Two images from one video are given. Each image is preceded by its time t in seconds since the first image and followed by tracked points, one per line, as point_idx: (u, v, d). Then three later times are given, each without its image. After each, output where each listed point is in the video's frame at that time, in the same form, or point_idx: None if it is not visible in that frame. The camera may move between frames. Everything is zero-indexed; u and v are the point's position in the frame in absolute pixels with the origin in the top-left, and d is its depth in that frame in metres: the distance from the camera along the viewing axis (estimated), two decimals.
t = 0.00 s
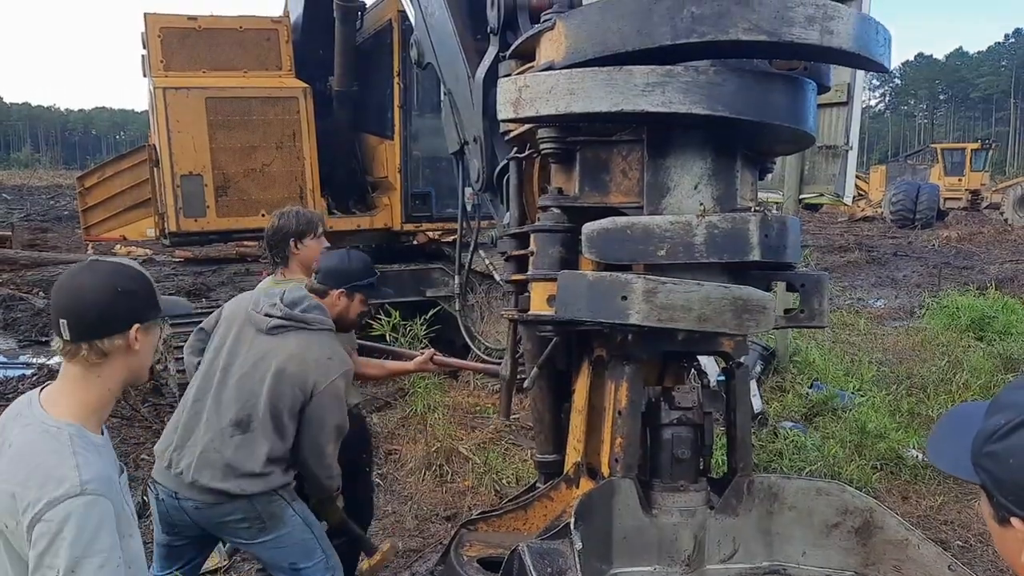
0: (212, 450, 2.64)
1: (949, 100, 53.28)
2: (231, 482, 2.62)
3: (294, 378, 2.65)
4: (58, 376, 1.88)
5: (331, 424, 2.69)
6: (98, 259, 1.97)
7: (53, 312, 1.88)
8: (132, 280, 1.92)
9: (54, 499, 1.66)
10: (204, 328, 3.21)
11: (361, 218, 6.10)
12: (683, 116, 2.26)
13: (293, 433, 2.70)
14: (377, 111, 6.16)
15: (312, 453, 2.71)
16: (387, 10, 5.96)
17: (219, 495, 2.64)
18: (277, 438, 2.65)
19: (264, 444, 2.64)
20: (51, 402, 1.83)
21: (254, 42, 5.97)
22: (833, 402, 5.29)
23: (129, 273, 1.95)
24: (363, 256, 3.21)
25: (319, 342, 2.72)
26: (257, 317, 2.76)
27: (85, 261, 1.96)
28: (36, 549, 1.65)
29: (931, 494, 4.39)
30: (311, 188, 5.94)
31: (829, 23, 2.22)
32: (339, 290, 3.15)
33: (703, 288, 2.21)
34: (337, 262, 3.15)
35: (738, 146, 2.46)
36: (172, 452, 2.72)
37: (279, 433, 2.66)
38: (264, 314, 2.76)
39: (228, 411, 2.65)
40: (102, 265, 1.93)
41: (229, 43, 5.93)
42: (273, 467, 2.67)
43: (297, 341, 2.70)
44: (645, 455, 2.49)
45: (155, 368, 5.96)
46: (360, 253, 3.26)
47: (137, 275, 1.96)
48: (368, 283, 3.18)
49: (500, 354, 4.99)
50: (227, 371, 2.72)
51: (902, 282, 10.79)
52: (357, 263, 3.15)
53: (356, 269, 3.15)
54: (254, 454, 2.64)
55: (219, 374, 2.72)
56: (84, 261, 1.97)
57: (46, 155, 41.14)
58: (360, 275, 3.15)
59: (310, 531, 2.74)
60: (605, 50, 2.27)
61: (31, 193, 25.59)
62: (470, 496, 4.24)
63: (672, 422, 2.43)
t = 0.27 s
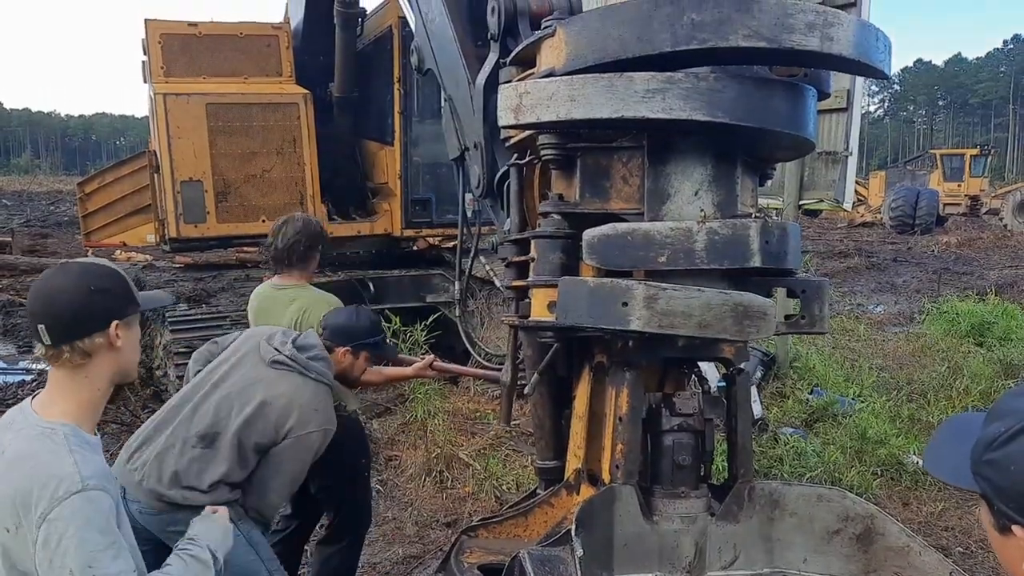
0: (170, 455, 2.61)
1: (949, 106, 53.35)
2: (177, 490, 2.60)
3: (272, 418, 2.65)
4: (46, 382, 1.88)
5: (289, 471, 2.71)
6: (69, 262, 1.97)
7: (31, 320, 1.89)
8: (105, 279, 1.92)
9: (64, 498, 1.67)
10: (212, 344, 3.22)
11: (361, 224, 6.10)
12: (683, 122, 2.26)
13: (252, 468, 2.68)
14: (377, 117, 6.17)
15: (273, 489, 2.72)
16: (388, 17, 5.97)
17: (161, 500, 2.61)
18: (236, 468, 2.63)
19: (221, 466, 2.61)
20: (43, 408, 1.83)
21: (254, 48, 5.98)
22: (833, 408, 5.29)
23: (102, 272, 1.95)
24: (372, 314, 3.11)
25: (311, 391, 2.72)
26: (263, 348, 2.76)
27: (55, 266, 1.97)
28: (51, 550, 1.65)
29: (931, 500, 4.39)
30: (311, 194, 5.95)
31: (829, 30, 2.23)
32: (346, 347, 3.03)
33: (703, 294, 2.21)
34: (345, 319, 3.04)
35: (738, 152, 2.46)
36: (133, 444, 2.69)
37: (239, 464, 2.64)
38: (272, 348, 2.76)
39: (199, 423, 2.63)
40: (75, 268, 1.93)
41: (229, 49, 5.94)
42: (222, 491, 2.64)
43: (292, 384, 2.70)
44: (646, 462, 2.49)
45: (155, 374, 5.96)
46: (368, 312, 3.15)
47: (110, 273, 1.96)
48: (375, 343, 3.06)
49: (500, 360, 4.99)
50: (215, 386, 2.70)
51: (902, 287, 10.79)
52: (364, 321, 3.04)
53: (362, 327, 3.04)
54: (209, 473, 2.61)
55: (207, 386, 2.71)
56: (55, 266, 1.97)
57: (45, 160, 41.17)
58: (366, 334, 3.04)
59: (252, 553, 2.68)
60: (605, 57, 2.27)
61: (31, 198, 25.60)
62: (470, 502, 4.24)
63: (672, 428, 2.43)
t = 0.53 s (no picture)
0: (214, 469, 2.63)
1: (948, 111, 53.41)
2: (230, 502, 2.61)
3: (307, 416, 2.66)
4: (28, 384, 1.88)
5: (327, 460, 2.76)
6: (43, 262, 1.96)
7: (8, 322, 1.88)
8: (81, 277, 1.91)
9: (72, 491, 1.68)
10: (218, 343, 3.24)
11: (361, 229, 6.10)
12: (684, 126, 2.25)
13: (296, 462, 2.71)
14: (377, 122, 6.17)
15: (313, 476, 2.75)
16: (388, 21, 5.98)
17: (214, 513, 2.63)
18: (284, 468, 2.66)
19: (268, 470, 2.63)
20: (26, 410, 1.83)
21: (255, 53, 5.98)
22: (834, 413, 5.27)
23: (76, 271, 1.94)
24: (371, 283, 3.06)
25: (335, 380, 2.73)
26: (279, 345, 2.73)
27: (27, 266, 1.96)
28: (63, 544, 1.67)
29: (932, 505, 4.38)
30: (311, 199, 5.95)
31: (829, 34, 2.22)
32: (357, 321, 3.00)
33: (704, 298, 2.20)
34: (347, 293, 2.99)
35: (738, 156, 2.46)
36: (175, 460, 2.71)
37: (284, 465, 2.66)
38: (290, 343, 2.73)
39: (235, 433, 2.63)
40: (46, 267, 1.92)
41: (229, 53, 5.94)
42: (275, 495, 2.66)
43: (318, 378, 2.69)
44: (646, 467, 2.48)
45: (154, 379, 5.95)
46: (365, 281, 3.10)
47: (85, 270, 1.95)
48: (383, 309, 3.04)
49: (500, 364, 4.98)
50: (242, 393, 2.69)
51: (902, 292, 10.78)
52: (367, 291, 3.00)
53: (367, 297, 3.00)
54: (259, 479, 2.63)
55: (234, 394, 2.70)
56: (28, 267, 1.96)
57: (46, 164, 41.21)
58: (372, 302, 3.01)
59: (314, 546, 2.74)
60: (605, 61, 2.27)
61: (31, 203, 25.61)
62: (470, 507, 4.23)
63: (673, 433, 2.42)
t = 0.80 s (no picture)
0: (237, 468, 2.68)
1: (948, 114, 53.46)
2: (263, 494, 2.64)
3: (285, 360, 2.66)
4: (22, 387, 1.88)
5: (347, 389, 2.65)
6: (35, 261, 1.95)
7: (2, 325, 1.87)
8: (73, 278, 1.90)
9: (73, 491, 1.68)
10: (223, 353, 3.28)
11: (361, 232, 6.10)
12: (684, 129, 2.26)
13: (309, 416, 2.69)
14: (377, 125, 6.17)
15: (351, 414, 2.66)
16: (388, 25, 5.98)
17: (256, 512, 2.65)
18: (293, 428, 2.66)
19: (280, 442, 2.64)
20: (21, 413, 1.83)
21: (255, 57, 6.00)
22: (834, 416, 5.27)
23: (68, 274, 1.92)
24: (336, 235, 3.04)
25: (293, 324, 2.72)
26: (233, 330, 2.85)
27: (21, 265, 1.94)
28: (68, 543, 1.68)
29: (933, 509, 4.37)
30: (311, 203, 5.95)
31: (829, 38, 2.22)
32: (317, 270, 2.96)
33: (701, 301, 2.20)
34: (310, 242, 2.96)
35: (739, 160, 2.46)
36: (208, 483, 2.80)
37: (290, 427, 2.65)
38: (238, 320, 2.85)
39: (238, 426, 2.69)
40: (39, 268, 1.91)
41: (229, 57, 5.96)
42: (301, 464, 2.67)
43: (270, 328, 2.73)
44: (646, 470, 2.47)
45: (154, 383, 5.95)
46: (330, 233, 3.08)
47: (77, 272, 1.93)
48: (345, 262, 3.02)
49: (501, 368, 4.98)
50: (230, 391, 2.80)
51: (902, 296, 10.78)
52: (332, 240, 2.97)
53: (330, 247, 2.97)
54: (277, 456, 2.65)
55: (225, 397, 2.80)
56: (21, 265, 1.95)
57: (46, 168, 41.23)
58: (335, 254, 2.98)
59: (347, 552, 2.74)
60: (606, 64, 2.27)
61: (31, 207, 25.62)
62: (470, 511, 4.22)
63: (673, 437, 2.41)
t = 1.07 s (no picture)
0: (206, 472, 2.68)
1: (947, 119, 53.52)
2: (224, 503, 2.64)
3: (273, 378, 2.66)
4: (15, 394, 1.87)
5: (323, 424, 2.63)
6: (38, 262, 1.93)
7: None
8: (66, 291, 1.87)
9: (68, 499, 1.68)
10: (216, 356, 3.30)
11: (361, 237, 6.10)
12: (683, 135, 2.26)
13: (285, 443, 2.68)
14: (377, 131, 6.18)
15: (317, 453, 2.64)
16: (388, 31, 5.99)
17: (217, 520, 2.65)
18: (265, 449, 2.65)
19: (251, 457, 2.64)
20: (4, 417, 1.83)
21: (256, 62, 6.00)
22: (834, 421, 5.27)
23: (67, 282, 1.90)
24: (348, 258, 3.07)
25: (293, 344, 2.72)
26: (237, 335, 2.86)
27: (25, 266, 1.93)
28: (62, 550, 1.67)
29: (933, 514, 4.37)
30: (312, 208, 5.96)
31: (829, 43, 2.23)
32: (325, 294, 3.00)
33: (703, 308, 2.21)
34: (321, 265, 3.00)
35: (739, 165, 2.46)
36: (175, 481, 2.80)
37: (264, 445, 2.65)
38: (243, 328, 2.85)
39: (214, 430, 2.70)
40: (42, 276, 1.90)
41: (230, 63, 5.96)
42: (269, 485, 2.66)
43: (270, 345, 2.73)
44: (646, 475, 2.47)
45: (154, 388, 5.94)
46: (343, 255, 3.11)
47: (77, 280, 1.91)
48: (354, 286, 3.05)
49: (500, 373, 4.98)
50: (216, 393, 2.81)
51: (902, 301, 10.78)
52: (343, 265, 3.01)
53: (340, 272, 3.00)
54: (246, 470, 2.65)
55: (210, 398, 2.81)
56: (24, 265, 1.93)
57: (46, 173, 41.26)
58: (344, 279, 3.02)
59: (311, 562, 2.71)
60: (606, 70, 2.27)
61: (31, 211, 25.63)
62: (470, 516, 4.21)
63: (673, 442, 2.42)
